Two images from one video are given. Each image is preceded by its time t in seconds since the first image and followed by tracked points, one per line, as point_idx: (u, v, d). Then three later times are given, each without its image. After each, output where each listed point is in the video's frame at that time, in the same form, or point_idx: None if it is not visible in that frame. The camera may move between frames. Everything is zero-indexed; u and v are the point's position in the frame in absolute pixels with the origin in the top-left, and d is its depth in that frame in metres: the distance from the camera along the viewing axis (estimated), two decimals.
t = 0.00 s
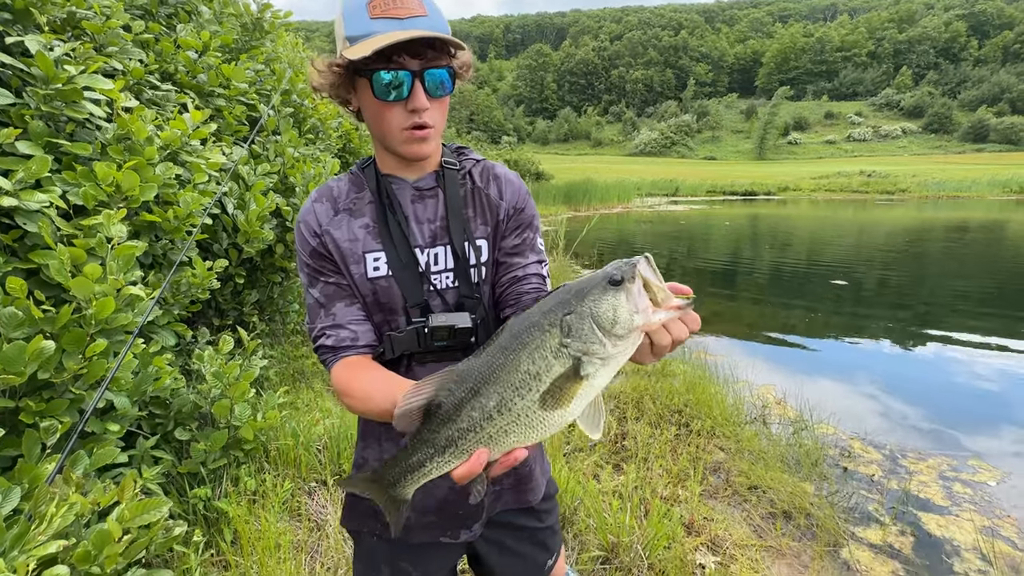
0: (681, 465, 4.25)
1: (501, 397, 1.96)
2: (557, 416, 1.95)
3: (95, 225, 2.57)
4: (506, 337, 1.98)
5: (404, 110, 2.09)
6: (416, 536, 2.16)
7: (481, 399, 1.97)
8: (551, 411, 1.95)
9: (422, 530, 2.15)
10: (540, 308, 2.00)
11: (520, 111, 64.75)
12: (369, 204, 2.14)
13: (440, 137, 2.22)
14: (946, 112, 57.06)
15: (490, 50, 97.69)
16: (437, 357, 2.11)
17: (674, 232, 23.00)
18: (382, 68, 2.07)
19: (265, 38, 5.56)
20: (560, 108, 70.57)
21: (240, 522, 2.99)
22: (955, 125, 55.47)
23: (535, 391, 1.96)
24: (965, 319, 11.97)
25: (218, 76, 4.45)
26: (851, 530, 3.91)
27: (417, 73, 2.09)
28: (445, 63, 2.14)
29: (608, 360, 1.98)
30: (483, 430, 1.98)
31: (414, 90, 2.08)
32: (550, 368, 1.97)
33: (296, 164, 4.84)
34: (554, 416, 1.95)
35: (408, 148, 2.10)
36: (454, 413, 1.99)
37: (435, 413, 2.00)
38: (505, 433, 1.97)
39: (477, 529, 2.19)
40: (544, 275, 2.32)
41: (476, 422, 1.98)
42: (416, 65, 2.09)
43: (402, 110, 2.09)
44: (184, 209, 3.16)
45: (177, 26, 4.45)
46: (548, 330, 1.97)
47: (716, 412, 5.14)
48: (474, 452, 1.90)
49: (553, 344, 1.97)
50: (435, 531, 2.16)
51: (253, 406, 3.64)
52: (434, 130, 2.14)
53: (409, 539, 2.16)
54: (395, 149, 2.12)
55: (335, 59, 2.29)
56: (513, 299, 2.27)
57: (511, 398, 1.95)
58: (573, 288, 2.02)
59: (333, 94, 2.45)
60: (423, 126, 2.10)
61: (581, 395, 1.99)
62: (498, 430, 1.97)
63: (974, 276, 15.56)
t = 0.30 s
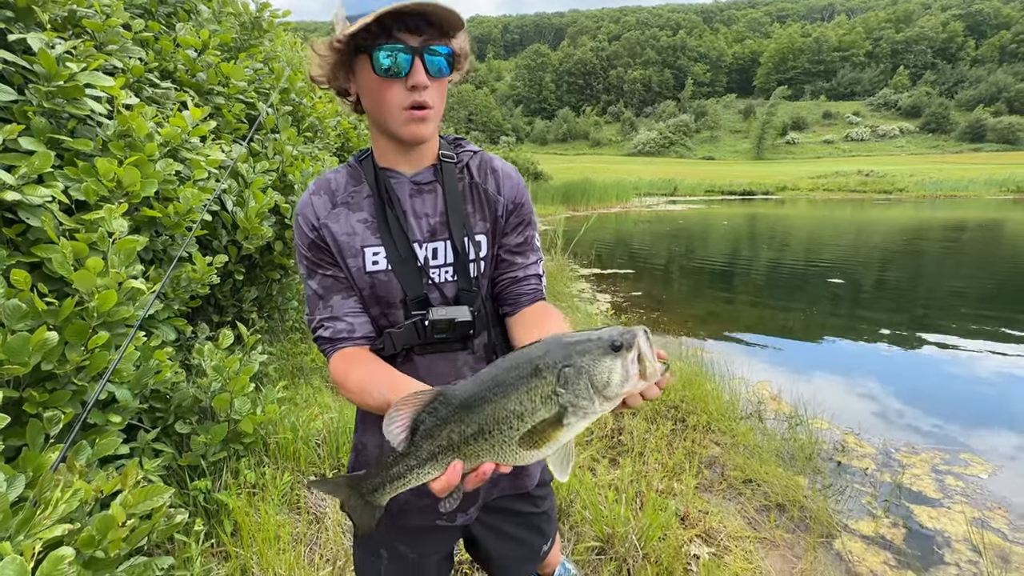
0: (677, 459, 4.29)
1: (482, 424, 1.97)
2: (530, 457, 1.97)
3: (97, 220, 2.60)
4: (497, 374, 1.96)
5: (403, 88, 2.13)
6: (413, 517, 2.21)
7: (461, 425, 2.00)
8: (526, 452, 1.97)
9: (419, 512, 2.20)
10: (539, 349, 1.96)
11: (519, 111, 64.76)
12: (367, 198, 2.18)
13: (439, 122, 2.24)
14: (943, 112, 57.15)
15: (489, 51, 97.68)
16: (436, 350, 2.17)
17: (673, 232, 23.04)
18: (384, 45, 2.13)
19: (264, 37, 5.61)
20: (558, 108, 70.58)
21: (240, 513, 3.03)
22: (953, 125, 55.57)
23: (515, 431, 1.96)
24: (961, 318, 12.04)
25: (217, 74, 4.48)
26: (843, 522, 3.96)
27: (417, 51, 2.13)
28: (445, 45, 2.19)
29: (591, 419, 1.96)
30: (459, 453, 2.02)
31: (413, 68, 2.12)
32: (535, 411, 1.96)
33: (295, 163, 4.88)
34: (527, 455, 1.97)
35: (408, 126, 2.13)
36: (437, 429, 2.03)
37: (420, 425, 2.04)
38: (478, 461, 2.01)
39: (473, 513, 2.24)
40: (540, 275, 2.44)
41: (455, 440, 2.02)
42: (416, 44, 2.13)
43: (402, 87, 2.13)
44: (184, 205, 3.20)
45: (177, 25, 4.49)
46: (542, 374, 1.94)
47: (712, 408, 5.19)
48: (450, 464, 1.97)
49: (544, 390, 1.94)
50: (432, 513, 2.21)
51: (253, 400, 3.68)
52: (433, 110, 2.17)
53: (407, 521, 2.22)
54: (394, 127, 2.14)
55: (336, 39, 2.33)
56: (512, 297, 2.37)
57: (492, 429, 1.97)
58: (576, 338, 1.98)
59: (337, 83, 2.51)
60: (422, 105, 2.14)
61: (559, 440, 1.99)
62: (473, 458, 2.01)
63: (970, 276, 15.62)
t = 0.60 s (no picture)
0: (674, 457, 4.31)
1: (474, 394, 2.01)
2: (515, 430, 2.01)
3: (98, 219, 2.62)
4: (494, 347, 2.06)
5: (398, 86, 2.16)
6: (414, 511, 2.23)
7: (454, 393, 2.03)
8: (511, 423, 2.01)
9: (419, 506, 2.22)
10: (533, 330, 2.09)
11: (518, 113, 64.78)
12: (367, 196, 2.20)
13: (434, 119, 2.27)
14: (942, 112, 57.20)
15: (488, 52, 97.74)
16: (436, 346, 2.20)
17: (672, 233, 23.07)
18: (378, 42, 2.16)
19: (263, 38, 5.64)
20: (558, 109, 70.62)
21: (239, 510, 3.05)
22: (952, 125, 55.62)
23: (504, 400, 2.01)
24: (959, 318, 12.08)
25: (217, 75, 4.51)
26: (840, 519, 3.99)
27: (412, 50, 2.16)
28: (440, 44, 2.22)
29: (577, 401, 2.04)
30: (447, 421, 2.04)
31: (408, 66, 2.15)
32: (525, 386, 2.02)
33: (294, 163, 4.90)
34: (513, 427, 2.01)
35: (402, 122, 2.16)
36: (430, 402, 2.04)
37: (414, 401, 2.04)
38: (465, 431, 2.03)
39: (472, 506, 2.26)
40: (538, 272, 2.47)
41: (446, 414, 2.04)
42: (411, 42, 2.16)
43: (396, 85, 2.16)
44: (184, 205, 3.22)
45: (176, 27, 4.51)
46: (536, 350, 2.05)
47: (709, 406, 5.21)
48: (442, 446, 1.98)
49: (537, 363, 2.03)
50: (432, 507, 2.23)
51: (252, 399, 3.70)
52: (428, 107, 2.20)
53: (407, 514, 2.23)
54: (388, 123, 2.18)
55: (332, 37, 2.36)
56: (509, 294, 2.41)
57: (483, 400, 2.01)
58: (565, 329, 2.12)
59: (335, 80, 2.55)
60: (416, 103, 2.17)
61: (545, 421, 2.04)
62: (460, 427, 2.03)
63: (969, 276, 15.66)
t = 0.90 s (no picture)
0: (674, 462, 4.34)
1: (471, 435, 2.05)
2: (508, 471, 2.04)
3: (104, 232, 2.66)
4: (494, 388, 2.10)
5: (402, 129, 2.18)
6: (418, 526, 2.27)
7: (452, 432, 2.07)
8: (505, 465, 2.05)
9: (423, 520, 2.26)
10: (531, 374, 2.11)
11: (519, 113, 64.85)
12: (371, 217, 2.23)
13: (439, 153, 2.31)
14: (943, 113, 57.13)
15: (488, 53, 97.85)
16: (440, 364, 2.23)
17: (673, 234, 23.09)
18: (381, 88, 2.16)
19: (265, 46, 5.67)
20: (559, 110, 70.66)
21: (243, 518, 3.08)
22: (953, 125, 55.54)
23: (499, 443, 2.05)
24: (960, 320, 12.08)
25: (219, 83, 4.55)
26: (839, 525, 4.01)
27: (416, 95, 2.17)
28: (444, 82, 2.22)
29: (569, 449, 2.04)
30: (445, 459, 2.08)
31: (412, 111, 2.17)
32: (519, 430, 2.05)
33: (296, 170, 4.93)
34: (506, 470, 2.04)
35: (409, 165, 2.20)
36: (430, 440, 2.08)
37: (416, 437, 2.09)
38: (461, 470, 2.07)
39: (475, 519, 2.30)
40: (539, 287, 2.52)
41: (445, 453, 2.08)
42: (415, 87, 2.17)
43: (400, 129, 2.18)
44: (187, 216, 3.25)
45: (179, 35, 4.55)
46: (532, 396, 2.06)
47: (709, 412, 5.23)
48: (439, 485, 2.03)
49: (532, 408, 2.06)
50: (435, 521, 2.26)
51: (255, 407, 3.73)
52: (432, 148, 2.24)
53: (411, 528, 2.27)
54: (395, 165, 2.22)
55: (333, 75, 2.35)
56: (510, 310, 2.46)
57: (479, 441, 2.05)
58: (562, 374, 2.12)
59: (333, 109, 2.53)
60: (420, 144, 2.19)
61: (538, 465, 2.06)
62: (457, 465, 2.07)
63: (970, 277, 15.66)
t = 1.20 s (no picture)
0: (676, 464, 4.34)
1: (472, 462, 2.03)
2: (511, 497, 2.03)
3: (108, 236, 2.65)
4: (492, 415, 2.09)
5: (403, 143, 2.16)
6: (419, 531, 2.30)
7: (452, 461, 2.05)
8: (507, 492, 2.03)
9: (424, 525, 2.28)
10: (529, 397, 2.10)
11: (520, 110, 64.71)
12: (372, 228, 2.23)
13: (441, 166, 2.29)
14: (947, 110, 56.86)
15: (489, 50, 97.66)
16: (443, 375, 2.24)
17: (675, 232, 23.06)
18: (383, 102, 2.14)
19: (267, 46, 5.66)
20: (560, 107, 70.49)
21: (246, 521, 3.09)
22: (957, 122, 55.29)
23: (500, 470, 2.03)
24: (963, 319, 12.05)
25: (222, 85, 4.54)
26: (841, 528, 4.01)
27: (418, 109, 2.15)
28: (446, 96, 2.20)
29: (571, 470, 2.02)
30: (446, 489, 2.05)
31: (414, 125, 2.15)
32: (519, 455, 2.03)
33: (298, 170, 4.92)
34: (509, 496, 2.02)
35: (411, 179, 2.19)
36: (431, 468, 2.06)
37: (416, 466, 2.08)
38: (463, 499, 2.04)
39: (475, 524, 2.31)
40: (541, 294, 2.53)
41: (445, 481, 2.05)
42: (416, 100, 2.15)
43: (401, 143, 2.16)
44: (191, 219, 3.25)
45: (182, 36, 4.54)
46: (532, 419, 2.05)
47: (711, 413, 5.23)
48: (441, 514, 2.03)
49: (531, 432, 2.04)
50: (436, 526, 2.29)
51: (258, 408, 3.74)
52: (434, 162, 2.22)
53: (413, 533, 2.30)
54: (397, 180, 2.21)
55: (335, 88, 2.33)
56: (513, 317, 2.47)
57: (480, 467, 2.03)
58: (561, 397, 2.11)
59: (333, 119, 2.51)
60: (422, 158, 2.18)
61: (540, 488, 2.04)
62: (459, 494, 2.04)
63: (973, 276, 15.61)
